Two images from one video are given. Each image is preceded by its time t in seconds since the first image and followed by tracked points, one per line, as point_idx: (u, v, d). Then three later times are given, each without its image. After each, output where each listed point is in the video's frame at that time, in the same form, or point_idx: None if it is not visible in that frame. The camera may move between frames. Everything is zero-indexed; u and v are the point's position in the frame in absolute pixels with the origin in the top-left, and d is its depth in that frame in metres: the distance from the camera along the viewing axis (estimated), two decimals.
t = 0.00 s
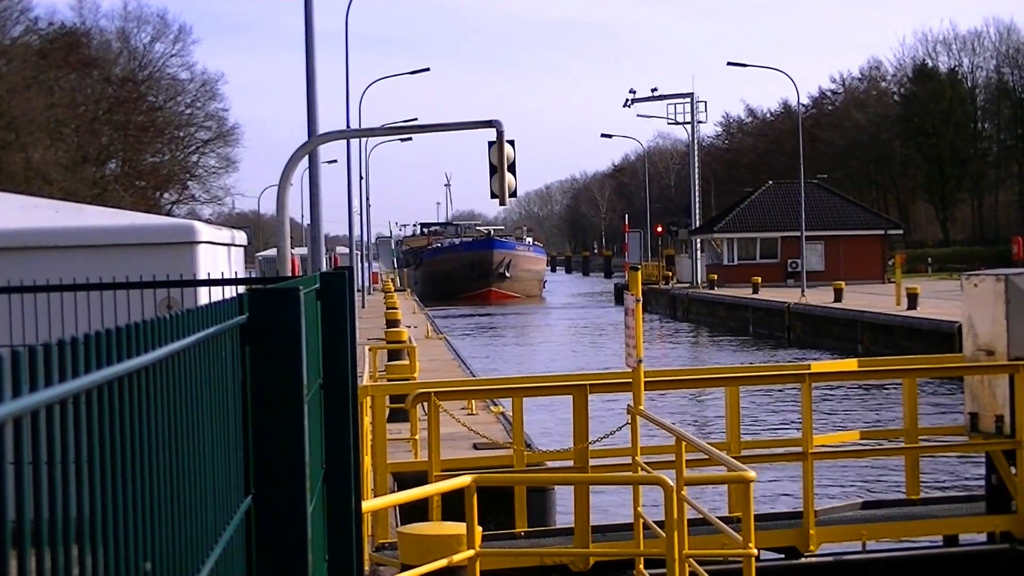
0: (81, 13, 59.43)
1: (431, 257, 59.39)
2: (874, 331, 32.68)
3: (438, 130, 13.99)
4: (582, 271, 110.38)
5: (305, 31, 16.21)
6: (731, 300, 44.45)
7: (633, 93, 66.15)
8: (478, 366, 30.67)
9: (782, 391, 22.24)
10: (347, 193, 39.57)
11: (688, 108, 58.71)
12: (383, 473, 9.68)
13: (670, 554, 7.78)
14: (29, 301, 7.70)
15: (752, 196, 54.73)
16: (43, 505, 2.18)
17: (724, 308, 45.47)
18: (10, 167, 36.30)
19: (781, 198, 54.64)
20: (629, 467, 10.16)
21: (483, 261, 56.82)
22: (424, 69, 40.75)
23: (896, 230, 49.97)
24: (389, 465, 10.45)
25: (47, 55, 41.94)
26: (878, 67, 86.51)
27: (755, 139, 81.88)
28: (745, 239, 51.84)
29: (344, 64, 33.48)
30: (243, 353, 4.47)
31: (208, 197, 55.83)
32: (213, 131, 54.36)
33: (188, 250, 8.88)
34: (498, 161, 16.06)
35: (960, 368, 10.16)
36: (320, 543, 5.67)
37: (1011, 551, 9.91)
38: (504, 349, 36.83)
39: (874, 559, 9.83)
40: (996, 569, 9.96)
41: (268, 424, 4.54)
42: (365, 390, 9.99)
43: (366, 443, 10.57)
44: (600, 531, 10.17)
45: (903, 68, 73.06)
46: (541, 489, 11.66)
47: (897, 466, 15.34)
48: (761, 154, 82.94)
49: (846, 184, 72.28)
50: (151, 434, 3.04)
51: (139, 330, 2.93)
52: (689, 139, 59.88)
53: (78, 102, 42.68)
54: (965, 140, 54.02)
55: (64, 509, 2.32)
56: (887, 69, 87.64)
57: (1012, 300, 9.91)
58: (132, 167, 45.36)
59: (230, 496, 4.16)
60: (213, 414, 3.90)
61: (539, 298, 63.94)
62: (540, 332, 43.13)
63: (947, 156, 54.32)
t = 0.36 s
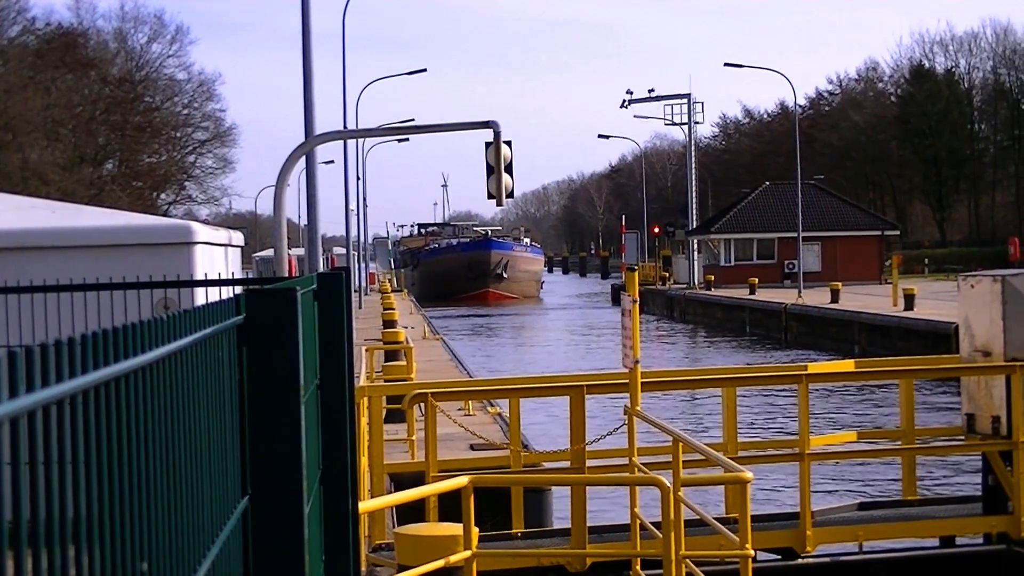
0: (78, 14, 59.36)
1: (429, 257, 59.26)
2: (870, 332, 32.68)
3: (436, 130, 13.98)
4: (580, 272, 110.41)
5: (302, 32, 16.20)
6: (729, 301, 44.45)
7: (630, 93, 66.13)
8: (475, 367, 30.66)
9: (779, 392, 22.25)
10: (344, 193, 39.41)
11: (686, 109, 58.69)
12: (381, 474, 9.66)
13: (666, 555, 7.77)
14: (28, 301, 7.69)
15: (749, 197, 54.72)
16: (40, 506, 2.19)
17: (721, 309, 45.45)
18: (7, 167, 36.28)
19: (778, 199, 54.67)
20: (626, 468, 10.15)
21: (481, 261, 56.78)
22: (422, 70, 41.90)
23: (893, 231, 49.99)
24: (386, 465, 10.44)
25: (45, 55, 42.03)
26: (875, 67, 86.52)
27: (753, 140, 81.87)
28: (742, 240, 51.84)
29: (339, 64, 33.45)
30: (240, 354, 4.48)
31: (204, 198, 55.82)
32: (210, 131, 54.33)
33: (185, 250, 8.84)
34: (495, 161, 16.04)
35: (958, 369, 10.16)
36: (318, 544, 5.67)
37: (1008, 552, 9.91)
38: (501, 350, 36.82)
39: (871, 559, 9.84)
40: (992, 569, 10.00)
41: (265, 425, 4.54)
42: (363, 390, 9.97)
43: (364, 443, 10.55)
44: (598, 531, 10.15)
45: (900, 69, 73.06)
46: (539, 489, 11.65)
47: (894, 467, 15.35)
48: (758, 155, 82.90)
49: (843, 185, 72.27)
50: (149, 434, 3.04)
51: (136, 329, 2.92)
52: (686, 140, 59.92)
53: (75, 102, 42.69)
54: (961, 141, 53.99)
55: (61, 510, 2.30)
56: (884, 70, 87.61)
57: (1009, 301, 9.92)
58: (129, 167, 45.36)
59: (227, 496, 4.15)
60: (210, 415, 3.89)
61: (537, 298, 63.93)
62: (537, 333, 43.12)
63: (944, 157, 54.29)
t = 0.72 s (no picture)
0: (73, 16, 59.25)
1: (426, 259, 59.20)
2: (865, 335, 32.68)
3: (431, 133, 13.96)
4: (574, 275, 110.40)
5: (297, 35, 16.17)
6: (723, 305, 44.47)
7: (625, 97, 66.19)
8: (470, 370, 30.63)
9: (773, 395, 22.27)
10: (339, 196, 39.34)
11: (681, 113, 58.72)
12: (375, 477, 9.63)
13: (662, 557, 7.76)
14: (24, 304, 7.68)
15: (743, 201, 54.77)
16: (34, 508, 2.17)
17: (716, 313, 45.43)
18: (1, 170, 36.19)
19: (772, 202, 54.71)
20: (621, 471, 10.14)
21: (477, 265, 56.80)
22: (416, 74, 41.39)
23: (888, 234, 50.05)
24: (381, 468, 10.41)
25: (39, 57, 41.87)
26: (870, 71, 86.65)
27: (748, 144, 81.93)
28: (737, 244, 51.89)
29: (336, 66, 33.35)
30: (234, 356, 4.46)
31: (199, 201, 55.75)
32: (205, 134, 54.27)
33: (179, 252, 8.83)
34: (490, 165, 16.05)
35: (952, 373, 10.16)
36: (312, 545, 5.65)
37: (1002, 555, 9.92)
38: (497, 353, 36.78)
39: (866, 562, 9.84)
40: (986, 571, 9.99)
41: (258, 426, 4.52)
42: (357, 393, 9.95)
43: (358, 447, 10.53)
44: (593, 535, 10.14)
45: (895, 72, 73.14)
46: (533, 492, 11.64)
47: (889, 470, 15.35)
48: (753, 159, 82.97)
49: (838, 189, 72.35)
50: (143, 437, 3.03)
51: (131, 332, 2.91)
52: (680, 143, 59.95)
53: (70, 105, 42.56)
54: (956, 144, 54.04)
55: (54, 514, 2.29)
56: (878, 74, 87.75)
57: (1004, 305, 9.93)
58: (124, 170, 45.27)
59: (222, 499, 4.13)
60: (205, 416, 3.88)
61: (532, 302, 63.96)
62: (531, 336, 43.07)
63: (939, 161, 54.36)
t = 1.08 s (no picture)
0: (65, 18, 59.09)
1: (418, 264, 59.15)
2: (857, 339, 32.73)
3: (423, 136, 13.96)
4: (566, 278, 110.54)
5: (290, 37, 16.16)
6: (715, 308, 44.52)
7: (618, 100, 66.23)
8: (462, 373, 30.62)
9: (765, 399, 22.29)
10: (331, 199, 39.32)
11: (673, 116, 58.80)
12: (367, 480, 9.62)
13: (652, 560, 7.77)
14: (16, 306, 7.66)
15: (735, 204, 54.86)
16: (25, 510, 2.16)
17: (708, 316, 45.46)
18: None
19: (765, 205, 54.81)
20: (612, 474, 10.14)
21: (469, 268, 56.83)
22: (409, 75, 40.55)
23: (880, 238, 50.14)
24: (372, 472, 10.40)
25: (31, 60, 41.77)
26: (862, 75, 86.84)
27: (740, 147, 82.05)
28: (728, 247, 51.98)
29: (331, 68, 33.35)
30: (226, 359, 4.46)
31: (191, 203, 55.76)
32: (197, 136, 54.26)
33: (171, 255, 8.78)
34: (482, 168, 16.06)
35: (943, 376, 10.18)
36: (302, 546, 5.65)
37: (992, 559, 9.94)
38: (489, 356, 36.79)
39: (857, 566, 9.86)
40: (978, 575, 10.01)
41: (249, 428, 4.52)
42: (349, 396, 9.94)
43: (350, 449, 10.52)
44: (584, 538, 10.14)
45: (887, 76, 73.31)
46: (524, 496, 11.63)
47: (879, 474, 15.38)
48: (745, 162, 83.10)
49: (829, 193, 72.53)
50: (136, 439, 3.04)
51: (123, 335, 2.91)
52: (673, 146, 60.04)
53: (63, 107, 42.49)
54: (948, 148, 54.13)
55: (47, 518, 2.30)
56: (871, 78, 87.94)
57: (995, 309, 9.97)
58: (116, 172, 45.25)
59: (213, 502, 4.13)
60: (198, 418, 3.88)
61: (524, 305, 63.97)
62: (523, 339, 43.05)
63: (930, 165, 54.46)
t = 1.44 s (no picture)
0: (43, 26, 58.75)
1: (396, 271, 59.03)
2: (834, 348, 32.86)
3: (401, 144, 13.95)
4: (545, 286, 110.56)
5: (268, 44, 16.13)
6: (694, 317, 44.63)
7: (597, 109, 66.42)
8: (441, 382, 30.58)
9: (743, 408, 22.34)
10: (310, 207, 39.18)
11: (652, 125, 58.97)
12: (344, 489, 9.58)
13: (630, 568, 7.77)
14: None
15: (713, 213, 55.05)
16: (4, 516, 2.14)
17: (686, 324, 45.54)
18: None
19: (743, 214, 55.00)
20: (591, 483, 10.13)
21: (447, 276, 56.70)
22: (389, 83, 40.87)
23: (857, 247, 50.38)
24: (350, 480, 10.37)
25: (8, 66, 41.52)
26: (841, 84, 87.25)
27: (718, 157, 82.35)
28: (707, 256, 52.14)
29: (310, 74, 33.31)
30: (205, 367, 4.44)
31: (169, 211, 55.59)
32: (175, 144, 54.10)
33: (149, 263, 8.73)
34: (461, 176, 16.04)
35: (922, 385, 10.23)
36: (280, 552, 5.62)
37: (969, 567, 9.98)
38: (468, 364, 36.77)
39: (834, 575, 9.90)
40: None
41: (226, 434, 4.48)
42: (327, 404, 9.89)
43: (327, 457, 10.48)
44: (561, 546, 10.14)
45: (865, 86, 73.69)
46: (502, 504, 11.62)
47: (857, 482, 15.44)
48: (724, 171, 83.37)
49: (807, 202, 72.86)
50: (113, 449, 3.01)
51: (100, 341, 2.88)
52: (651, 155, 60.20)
53: (40, 114, 42.22)
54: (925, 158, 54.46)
55: (24, 530, 2.26)
56: (849, 87, 88.36)
57: (973, 318, 10.04)
58: (94, 180, 45.04)
59: (191, 511, 4.10)
60: (175, 425, 3.87)
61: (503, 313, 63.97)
62: (501, 347, 43.03)
63: (908, 174, 54.74)
